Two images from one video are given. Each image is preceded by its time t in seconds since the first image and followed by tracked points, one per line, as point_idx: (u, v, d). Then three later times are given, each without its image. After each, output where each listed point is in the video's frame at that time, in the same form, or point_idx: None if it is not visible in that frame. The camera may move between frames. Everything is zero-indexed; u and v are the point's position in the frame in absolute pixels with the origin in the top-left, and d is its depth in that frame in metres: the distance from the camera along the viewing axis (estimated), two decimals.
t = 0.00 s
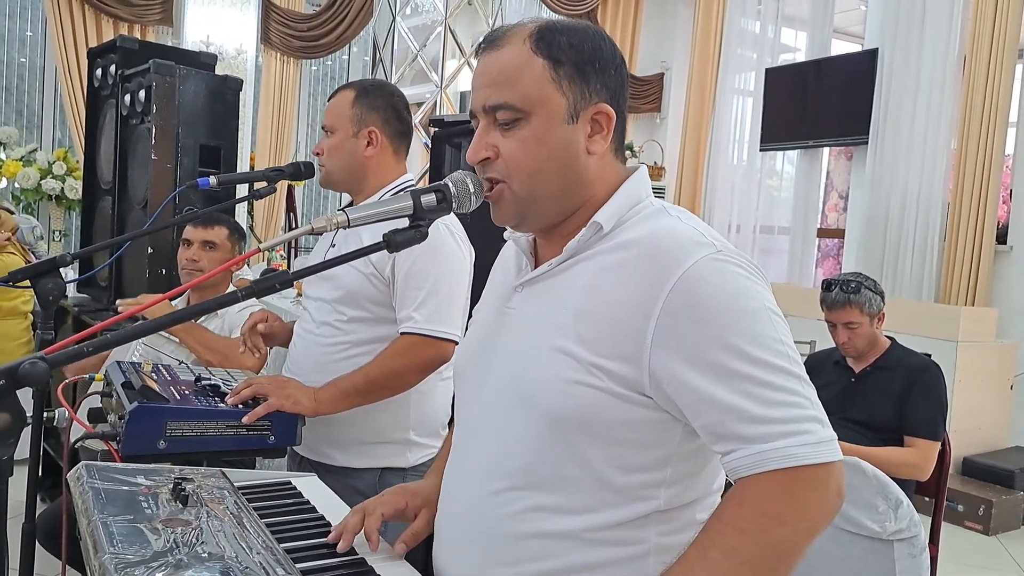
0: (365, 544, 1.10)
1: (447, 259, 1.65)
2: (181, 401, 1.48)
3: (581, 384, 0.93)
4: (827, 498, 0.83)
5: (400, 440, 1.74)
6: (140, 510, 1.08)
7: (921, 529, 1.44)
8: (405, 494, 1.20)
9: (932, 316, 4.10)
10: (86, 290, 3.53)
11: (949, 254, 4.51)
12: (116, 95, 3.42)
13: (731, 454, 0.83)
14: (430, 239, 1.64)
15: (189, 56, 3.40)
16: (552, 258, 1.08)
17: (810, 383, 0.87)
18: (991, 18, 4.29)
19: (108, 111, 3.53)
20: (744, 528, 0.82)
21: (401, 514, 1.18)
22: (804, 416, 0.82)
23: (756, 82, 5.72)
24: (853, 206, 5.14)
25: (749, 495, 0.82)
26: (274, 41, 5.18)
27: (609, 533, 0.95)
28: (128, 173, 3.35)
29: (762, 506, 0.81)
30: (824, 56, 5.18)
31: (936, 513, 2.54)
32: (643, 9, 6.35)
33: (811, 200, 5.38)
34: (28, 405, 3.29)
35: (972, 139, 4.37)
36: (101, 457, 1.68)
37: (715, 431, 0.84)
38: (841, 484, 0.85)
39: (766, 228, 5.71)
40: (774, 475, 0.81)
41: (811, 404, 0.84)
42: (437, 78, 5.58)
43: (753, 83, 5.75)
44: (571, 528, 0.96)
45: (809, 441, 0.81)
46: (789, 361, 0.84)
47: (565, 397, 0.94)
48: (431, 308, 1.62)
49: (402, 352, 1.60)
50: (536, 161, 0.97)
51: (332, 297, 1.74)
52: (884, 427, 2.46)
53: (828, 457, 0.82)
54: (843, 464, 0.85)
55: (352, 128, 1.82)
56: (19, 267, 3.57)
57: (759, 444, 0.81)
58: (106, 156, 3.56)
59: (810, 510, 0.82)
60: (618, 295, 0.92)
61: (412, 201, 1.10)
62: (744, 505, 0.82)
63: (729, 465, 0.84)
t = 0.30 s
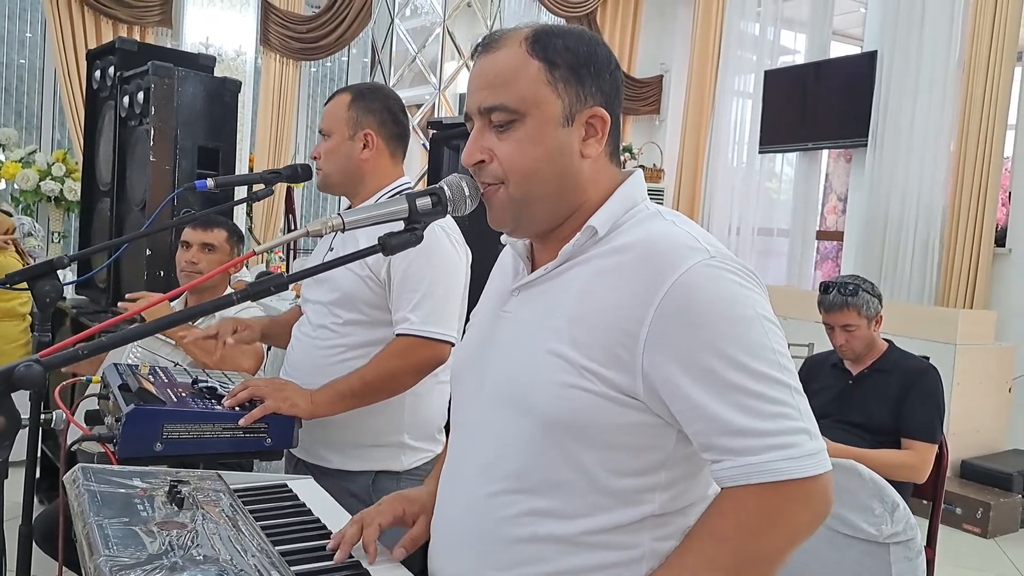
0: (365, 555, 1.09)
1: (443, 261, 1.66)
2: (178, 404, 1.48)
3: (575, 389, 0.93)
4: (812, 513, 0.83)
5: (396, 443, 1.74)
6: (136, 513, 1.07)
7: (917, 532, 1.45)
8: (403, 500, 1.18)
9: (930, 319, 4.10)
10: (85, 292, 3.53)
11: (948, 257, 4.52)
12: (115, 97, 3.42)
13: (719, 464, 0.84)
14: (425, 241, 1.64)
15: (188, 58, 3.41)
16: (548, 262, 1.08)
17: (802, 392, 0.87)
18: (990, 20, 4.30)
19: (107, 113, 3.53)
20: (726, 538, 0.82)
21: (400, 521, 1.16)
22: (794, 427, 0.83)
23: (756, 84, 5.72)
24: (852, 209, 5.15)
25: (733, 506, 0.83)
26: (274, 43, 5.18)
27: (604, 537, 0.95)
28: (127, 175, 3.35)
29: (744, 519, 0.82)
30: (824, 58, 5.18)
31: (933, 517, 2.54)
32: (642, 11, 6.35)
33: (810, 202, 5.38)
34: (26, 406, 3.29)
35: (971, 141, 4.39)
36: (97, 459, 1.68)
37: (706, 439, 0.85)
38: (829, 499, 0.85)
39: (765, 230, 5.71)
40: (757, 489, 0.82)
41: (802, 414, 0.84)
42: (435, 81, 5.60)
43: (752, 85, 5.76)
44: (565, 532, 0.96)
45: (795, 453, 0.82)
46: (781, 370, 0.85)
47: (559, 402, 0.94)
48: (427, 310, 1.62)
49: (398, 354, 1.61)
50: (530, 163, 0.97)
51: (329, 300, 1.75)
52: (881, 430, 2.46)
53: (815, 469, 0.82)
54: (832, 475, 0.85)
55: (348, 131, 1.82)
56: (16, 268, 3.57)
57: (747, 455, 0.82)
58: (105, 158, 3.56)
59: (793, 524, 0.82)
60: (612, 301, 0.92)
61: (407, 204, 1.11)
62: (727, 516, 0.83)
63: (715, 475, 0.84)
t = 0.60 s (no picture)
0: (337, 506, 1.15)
1: (443, 263, 1.66)
2: (177, 404, 1.49)
3: (574, 389, 0.94)
4: (813, 504, 0.83)
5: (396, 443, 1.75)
6: (134, 512, 1.08)
7: (913, 533, 1.47)
8: (388, 452, 1.21)
9: (929, 319, 4.11)
10: (85, 292, 3.54)
11: (947, 258, 4.52)
12: (115, 97, 3.43)
13: (721, 458, 0.84)
14: (423, 243, 1.64)
15: (188, 58, 3.41)
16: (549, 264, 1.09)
17: (803, 392, 0.87)
18: (989, 21, 4.31)
19: (107, 113, 3.54)
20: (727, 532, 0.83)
21: (385, 474, 1.19)
22: (797, 422, 0.83)
23: (756, 85, 5.73)
24: (851, 210, 5.14)
25: (733, 498, 0.83)
26: (274, 43, 5.21)
27: (603, 538, 0.96)
28: (127, 176, 3.36)
29: (744, 512, 0.82)
30: (824, 59, 5.18)
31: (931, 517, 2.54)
32: (642, 11, 6.35)
33: (809, 203, 5.39)
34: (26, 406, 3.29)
35: (970, 143, 4.39)
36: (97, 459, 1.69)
37: (705, 438, 0.85)
38: (830, 489, 0.84)
39: (765, 230, 5.70)
40: (758, 483, 0.82)
41: (802, 412, 0.84)
42: (434, 82, 5.63)
43: (752, 86, 5.76)
44: (565, 532, 0.97)
45: (797, 450, 0.81)
46: (782, 369, 0.85)
47: (559, 402, 0.94)
48: (427, 312, 1.63)
49: (398, 354, 1.61)
50: (526, 165, 0.98)
51: (329, 301, 1.75)
52: (879, 431, 2.47)
53: (816, 465, 0.82)
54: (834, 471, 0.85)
55: (346, 132, 1.82)
56: (17, 268, 3.58)
57: (748, 451, 0.82)
58: (105, 158, 3.57)
59: (793, 515, 0.82)
60: (610, 301, 0.93)
61: (404, 206, 1.11)
62: (727, 509, 0.83)
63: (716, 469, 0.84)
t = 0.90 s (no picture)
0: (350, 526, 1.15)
1: (444, 263, 1.67)
2: (181, 403, 1.50)
3: (584, 392, 0.94)
4: (813, 519, 0.83)
5: (399, 442, 1.75)
6: (138, 510, 1.09)
7: (913, 532, 1.46)
8: (407, 481, 1.20)
9: (929, 319, 4.12)
10: (87, 292, 3.55)
11: (947, 258, 4.53)
12: (117, 98, 3.44)
13: (724, 465, 0.84)
14: (425, 243, 1.65)
15: (189, 58, 3.41)
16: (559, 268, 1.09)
17: (812, 396, 0.87)
18: (990, 22, 4.31)
19: (109, 114, 3.55)
20: (724, 540, 0.83)
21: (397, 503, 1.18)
22: (799, 431, 0.82)
23: (756, 84, 5.74)
24: (851, 210, 5.14)
25: (732, 507, 0.83)
26: (276, 43, 5.22)
27: (614, 542, 0.96)
28: (129, 176, 3.37)
29: (740, 520, 0.83)
30: (824, 59, 5.19)
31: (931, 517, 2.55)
32: (642, 10, 6.35)
33: (810, 203, 5.39)
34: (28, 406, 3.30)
35: (971, 144, 4.40)
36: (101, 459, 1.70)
37: (711, 443, 0.85)
38: (832, 507, 0.84)
39: (765, 230, 5.69)
40: (756, 493, 0.82)
41: (810, 418, 0.84)
42: (436, 82, 5.56)
43: (753, 86, 5.78)
44: (576, 536, 0.97)
45: (800, 459, 0.81)
46: (790, 373, 0.84)
47: (568, 405, 0.95)
48: (428, 312, 1.64)
49: (398, 355, 1.62)
50: (529, 169, 0.99)
51: (332, 302, 1.76)
52: (879, 431, 2.47)
53: (818, 475, 0.82)
54: (839, 481, 0.84)
55: (371, 132, 1.83)
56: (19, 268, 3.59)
57: (751, 459, 0.82)
58: (107, 158, 3.58)
59: (791, 529, 0.82)
60: (617, 304, 0.93)
61: (406, 207, 1.12)
62: (725, 517, 0.84)
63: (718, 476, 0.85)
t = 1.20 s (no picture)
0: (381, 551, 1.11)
1: (451, 261, 1.68)
2: (190, 401, 1.51)
3: (613, 395, 0.95)
4: (830, 539, 0.85)
5: (405, 440, 1.77)
6: (152, 506, 1.10)
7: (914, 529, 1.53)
8: (422, 497, 1.19)
9: (932, 319, 4.13)
10: (92, 292, 3.57)
11: (948, 258, 4.55)
12: (122, 98, 3.46)
13: (747, 480, 0.86)
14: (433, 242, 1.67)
15: (193, 59, 3.43)
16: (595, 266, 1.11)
17: (839, 414, 0.88)
18: (991, 23, 4.34)
19: (114, 114, 3.57)
20: (744, 552, 0.86)
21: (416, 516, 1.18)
22: (824, 451, 0.84)
23: (758, 85, 5.75)
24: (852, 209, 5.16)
25: (755, 522, 0.85)
26: (278, 43, 5.28)
27: (633, 542, 0.97)
28: (134, 177, 3.39)
29: (759, 537, 0.85)
30: (826, 59, 5.19)
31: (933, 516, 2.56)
32: (644, 10, 6.35)
33: (812, 202, 5.40)
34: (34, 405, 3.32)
35: (971, 145, 4.42)
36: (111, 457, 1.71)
37: (735, 456, 0.87)
38: (850, 528, 0.86)
39: (767, 229, 5.67)
40: (781, 512, 0.84)
41: (834, 438, 0.86)
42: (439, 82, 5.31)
43: (754, 86, 5.79)
44: (596, 536, 0.99)
45: (821, 480, 0.84)
46: (819, 391, 0.85)
47: (596, 407, 0.96)
48: (435, 310, 1.65)
49: (406, 353, 1.63)
50: (573, 173, 1.00)
51: (341, 300, 1.78)
52: (882, 430, 2.49)
53: (840, 499, 0.84)
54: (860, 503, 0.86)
55: (393, 135, 1.86)
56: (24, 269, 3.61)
57: (771, 476, 0.84)
58: (112, 159, 3.60)
59: (808, 547, 0.85)
60: (651, 309, 0.94)
61: (416, 207, 1.14)
62: (747, 529, 0.86)
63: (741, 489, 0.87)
